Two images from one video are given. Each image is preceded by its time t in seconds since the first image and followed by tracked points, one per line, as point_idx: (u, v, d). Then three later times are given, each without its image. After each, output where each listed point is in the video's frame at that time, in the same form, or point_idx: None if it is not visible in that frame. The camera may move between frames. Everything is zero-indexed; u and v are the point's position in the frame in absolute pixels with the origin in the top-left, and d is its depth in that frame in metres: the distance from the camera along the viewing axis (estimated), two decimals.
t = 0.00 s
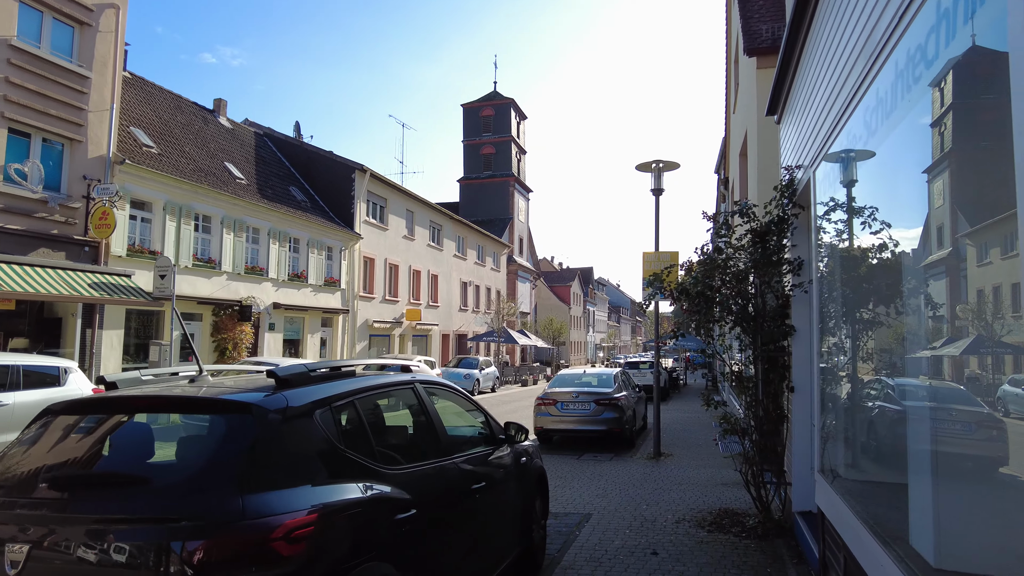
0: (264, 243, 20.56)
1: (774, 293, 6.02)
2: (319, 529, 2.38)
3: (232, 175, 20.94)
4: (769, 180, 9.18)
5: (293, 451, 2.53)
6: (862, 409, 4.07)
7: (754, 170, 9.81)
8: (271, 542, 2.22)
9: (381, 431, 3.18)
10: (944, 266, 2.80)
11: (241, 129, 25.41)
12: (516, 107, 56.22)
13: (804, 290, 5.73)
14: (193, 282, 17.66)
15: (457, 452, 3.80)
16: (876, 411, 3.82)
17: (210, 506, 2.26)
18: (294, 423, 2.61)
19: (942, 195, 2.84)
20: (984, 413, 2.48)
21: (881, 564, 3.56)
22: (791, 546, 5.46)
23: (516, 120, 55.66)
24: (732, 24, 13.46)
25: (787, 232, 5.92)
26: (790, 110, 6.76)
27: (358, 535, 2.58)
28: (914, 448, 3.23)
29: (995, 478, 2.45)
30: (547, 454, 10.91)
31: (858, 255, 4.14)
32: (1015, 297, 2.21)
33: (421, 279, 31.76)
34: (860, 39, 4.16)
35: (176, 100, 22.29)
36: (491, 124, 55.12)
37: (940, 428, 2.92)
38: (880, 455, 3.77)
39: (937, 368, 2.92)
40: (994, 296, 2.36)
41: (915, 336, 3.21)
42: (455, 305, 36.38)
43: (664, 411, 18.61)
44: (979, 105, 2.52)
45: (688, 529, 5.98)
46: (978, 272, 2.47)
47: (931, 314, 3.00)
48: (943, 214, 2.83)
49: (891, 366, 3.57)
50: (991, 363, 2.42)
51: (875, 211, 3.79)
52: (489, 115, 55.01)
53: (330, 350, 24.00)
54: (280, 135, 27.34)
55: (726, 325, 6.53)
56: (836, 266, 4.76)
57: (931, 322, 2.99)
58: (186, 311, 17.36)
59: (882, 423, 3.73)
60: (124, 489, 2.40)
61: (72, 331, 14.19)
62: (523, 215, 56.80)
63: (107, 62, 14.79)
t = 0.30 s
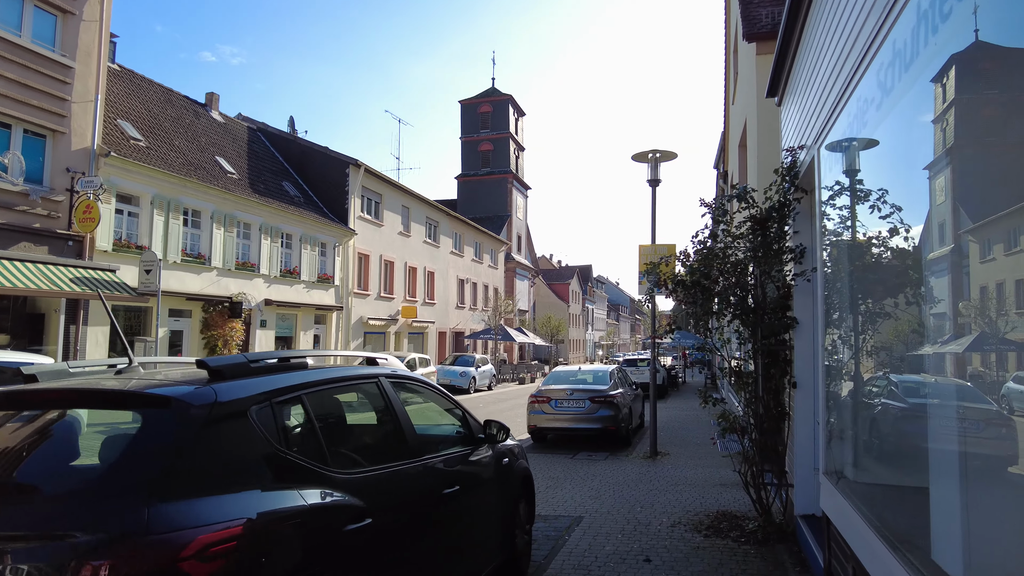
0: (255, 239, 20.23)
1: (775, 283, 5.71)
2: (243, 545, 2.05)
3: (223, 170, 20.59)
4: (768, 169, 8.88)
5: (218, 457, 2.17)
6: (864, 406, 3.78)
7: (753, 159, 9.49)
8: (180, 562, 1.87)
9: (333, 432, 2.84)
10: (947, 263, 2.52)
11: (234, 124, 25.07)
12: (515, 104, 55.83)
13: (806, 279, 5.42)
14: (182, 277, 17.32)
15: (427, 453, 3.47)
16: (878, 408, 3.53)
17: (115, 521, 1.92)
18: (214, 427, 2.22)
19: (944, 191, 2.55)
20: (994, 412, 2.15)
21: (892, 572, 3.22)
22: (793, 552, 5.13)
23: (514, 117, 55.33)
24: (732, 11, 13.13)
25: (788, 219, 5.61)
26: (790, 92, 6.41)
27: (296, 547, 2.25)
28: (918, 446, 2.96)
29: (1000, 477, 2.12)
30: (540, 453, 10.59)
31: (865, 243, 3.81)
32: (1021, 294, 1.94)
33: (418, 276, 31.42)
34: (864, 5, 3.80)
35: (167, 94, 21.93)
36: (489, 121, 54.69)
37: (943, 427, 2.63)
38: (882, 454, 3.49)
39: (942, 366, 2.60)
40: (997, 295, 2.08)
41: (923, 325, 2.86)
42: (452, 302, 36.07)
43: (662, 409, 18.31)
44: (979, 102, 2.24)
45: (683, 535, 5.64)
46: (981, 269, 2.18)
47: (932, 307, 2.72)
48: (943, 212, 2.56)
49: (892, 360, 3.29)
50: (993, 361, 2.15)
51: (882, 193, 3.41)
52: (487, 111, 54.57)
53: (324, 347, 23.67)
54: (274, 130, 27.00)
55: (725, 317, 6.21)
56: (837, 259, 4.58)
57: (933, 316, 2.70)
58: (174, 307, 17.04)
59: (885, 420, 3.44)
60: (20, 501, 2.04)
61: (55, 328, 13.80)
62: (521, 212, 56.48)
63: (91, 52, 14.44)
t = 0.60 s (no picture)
0: (248, 239, 19.91)
1: (780, 286, 5.38)
2: None
3: (215, 169, 20.27)
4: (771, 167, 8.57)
5: (129, 493, 1.86)
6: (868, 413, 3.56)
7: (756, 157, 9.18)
8: None
9: (278, 457, 2.52)
10: (946, 269, 2.47)
11: (228, 123, 24.76)
12: (514, 104, 55.48)
13: (814, 282, 5.09)
14: (172, 279, 16.99)
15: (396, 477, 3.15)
16: (882, 415, 3.31)
17: None
18: (125, 460, 1.90)
19: (944, 191, 2.51)
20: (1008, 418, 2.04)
21: None
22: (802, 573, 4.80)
23: (513, 117, 54.98)
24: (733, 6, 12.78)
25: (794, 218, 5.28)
26: (796, 83, 6.04)
27: None
28: (926, 453, 2.79)
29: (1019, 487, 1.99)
30: (535, 461, 10.25)
31: (876, 245, 3.50)
32: None
33: (415, 278, 31.10)
34: None
35: (158, 92, 21.59)
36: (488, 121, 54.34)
37: (953, 430, 2.49)
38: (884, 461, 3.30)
39: (942, 367, 2.53)
40: (1002, 295, 2.02)
41: (923, 323, 2.75)
42: (450, 303, 35.72)
43: (661, 412, 17.96)
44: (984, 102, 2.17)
45: (684, 553, 5.31)
46: (984, 269, 2.16)
47: (932, 311, 2.63)
48: (943, 213, 2.52)
49: (897, 364, 3.10)
50: (998, 363, 2.07)
51: (897, 188, 3.04)
52: (486, 111, 54.21)
53: (318, 350, 23.33)
54: (269, 130, 26.66)
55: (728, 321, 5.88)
56: (843, 262, 4.40)
57: (931, 320, 2.63)
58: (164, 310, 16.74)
59: (891, 426, 3.23)
60: None
61: (39, 330, 13.46)
62: (520, 212, 56.13)
63: (76, 49, 14.13)
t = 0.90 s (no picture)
0: (241, 236, 19.57)
1: (791, 277, 5.05)
2: None
3: (208, 165, 19.92)
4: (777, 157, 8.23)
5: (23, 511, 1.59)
6: (874, 414, 3.47)
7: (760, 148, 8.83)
8: None
9: (223, 464, 2.25)
10: (951, 262, 2.46)
11: (222, 118, 24.42)
12: (514, 102, 55.13)
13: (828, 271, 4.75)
14: (163, 275, 16.64)
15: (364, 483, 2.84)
16: (888, 415, 3.26)
17: None
18: (19, 469, 1.64)
19: (946, 190, 2.51)
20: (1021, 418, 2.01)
21: None
22: None
23: (513, 115, 54.62)
24: None
25: (806, 204, 4.94)
26: (808, 63, 5.63)
27: None
28: (934, 454, 2.76)
29: None
30: (532, 462, 9.91)
31: (893, 233, 3.18)
32: None
33: (412, 276, 30.75)
34: None
35: (152, 86, 21.24)
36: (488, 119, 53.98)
37: (962, 432, 2.47)
38: (891, 459, 3.24)
39: (944, 367, 2.55)
40: (1005, 293, 2.04)
41: (925, 320, 2.76)
42: (448, 302, 35.37)
43: (663, 412, 17.62)
44: (980, 102, 2.20)
45: (688, 563, 4.96)
46: (983, 270, 2.19)
47: (930, 311, 2.68)
48: (943, 213, 2.52)
49: (903, 363, 3.05)
50: (1001, 361, 2.10)
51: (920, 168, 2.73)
52: (486, 109, 53.83)
53: (314, 348, 22.99)
54: (264, 125, 26.32)
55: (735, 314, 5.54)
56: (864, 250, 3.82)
57: (930, 319, 2.67)
58: (154, 307, 16.45)
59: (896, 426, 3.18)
60: None
61: (24, 327, 13.09)
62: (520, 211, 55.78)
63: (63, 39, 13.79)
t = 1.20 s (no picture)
0: (234, 234, 19.25)
1: (802, 276, 4.71)
2: None
3: (202, 161, 19.57)
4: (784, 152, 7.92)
5: None
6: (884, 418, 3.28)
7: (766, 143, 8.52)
8: None
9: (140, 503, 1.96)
10: (955, 259, 2.52)
11: (217, 115, 24.08)
12: (514, 101, 54.78)
13: (846, 268, 4.38)
14: (154, 273, 16.31)
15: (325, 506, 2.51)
16: (897, 418, 3.14)
17: None
18: None
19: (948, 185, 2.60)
20: None
21: None
22: None
23: (513, 114, 54.24)
24: None
25: (820, 197, 4.60)
26: (820, 48, 5.25)
27: None
28: (945, 459, 2.71)
29: None
30: (529, 467, 9.59)
31: (927, 228, 2.82)
32: None
33: (410, 275, 30.42)
34: None
35: (145, 82, 20.89)
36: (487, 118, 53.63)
37: (977, 436, 2.41)
38: (915, 472, 3.00)
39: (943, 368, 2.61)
40: (1007, 292, 2.10)
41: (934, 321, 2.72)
42: (446, 302, 35.04)
43: (663, 415, 17.28)
44: (984, 100, 2.33)
45: None
46: (989, 273, 2.23)
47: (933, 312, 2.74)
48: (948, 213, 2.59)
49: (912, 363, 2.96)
50: (1001, 363, 2.16)
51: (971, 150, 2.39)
52: (486, 108, 53.48)
53: (309, 348, 22.66)
54: (260, 123, 25.99)
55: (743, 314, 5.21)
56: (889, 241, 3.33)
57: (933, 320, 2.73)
58: (145, 306, 16.13)
59: (905, 430, 3.07)
60: None
61: (9, 326, 12.75)
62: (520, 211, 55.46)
63: (49, 31, 13.45)
